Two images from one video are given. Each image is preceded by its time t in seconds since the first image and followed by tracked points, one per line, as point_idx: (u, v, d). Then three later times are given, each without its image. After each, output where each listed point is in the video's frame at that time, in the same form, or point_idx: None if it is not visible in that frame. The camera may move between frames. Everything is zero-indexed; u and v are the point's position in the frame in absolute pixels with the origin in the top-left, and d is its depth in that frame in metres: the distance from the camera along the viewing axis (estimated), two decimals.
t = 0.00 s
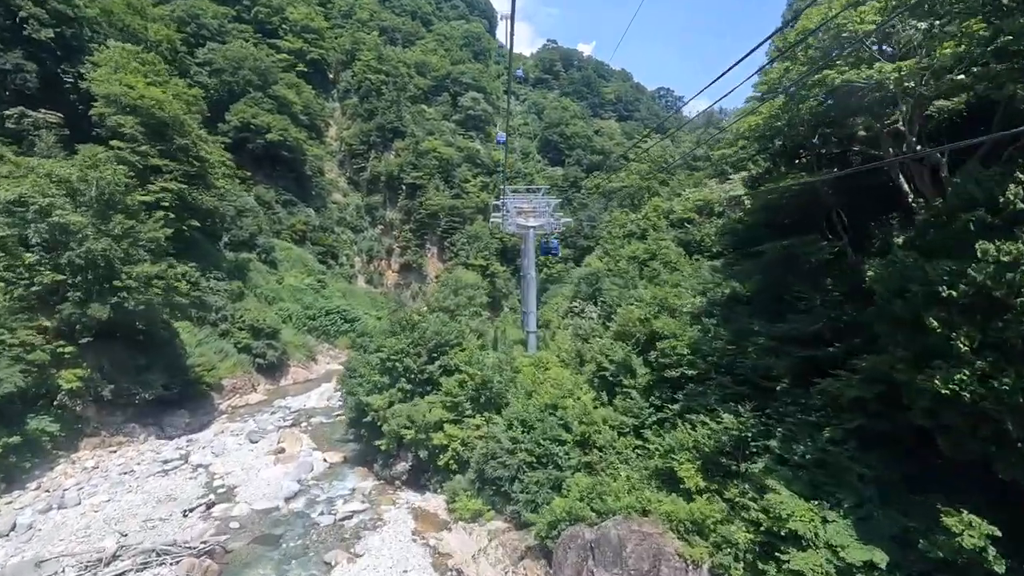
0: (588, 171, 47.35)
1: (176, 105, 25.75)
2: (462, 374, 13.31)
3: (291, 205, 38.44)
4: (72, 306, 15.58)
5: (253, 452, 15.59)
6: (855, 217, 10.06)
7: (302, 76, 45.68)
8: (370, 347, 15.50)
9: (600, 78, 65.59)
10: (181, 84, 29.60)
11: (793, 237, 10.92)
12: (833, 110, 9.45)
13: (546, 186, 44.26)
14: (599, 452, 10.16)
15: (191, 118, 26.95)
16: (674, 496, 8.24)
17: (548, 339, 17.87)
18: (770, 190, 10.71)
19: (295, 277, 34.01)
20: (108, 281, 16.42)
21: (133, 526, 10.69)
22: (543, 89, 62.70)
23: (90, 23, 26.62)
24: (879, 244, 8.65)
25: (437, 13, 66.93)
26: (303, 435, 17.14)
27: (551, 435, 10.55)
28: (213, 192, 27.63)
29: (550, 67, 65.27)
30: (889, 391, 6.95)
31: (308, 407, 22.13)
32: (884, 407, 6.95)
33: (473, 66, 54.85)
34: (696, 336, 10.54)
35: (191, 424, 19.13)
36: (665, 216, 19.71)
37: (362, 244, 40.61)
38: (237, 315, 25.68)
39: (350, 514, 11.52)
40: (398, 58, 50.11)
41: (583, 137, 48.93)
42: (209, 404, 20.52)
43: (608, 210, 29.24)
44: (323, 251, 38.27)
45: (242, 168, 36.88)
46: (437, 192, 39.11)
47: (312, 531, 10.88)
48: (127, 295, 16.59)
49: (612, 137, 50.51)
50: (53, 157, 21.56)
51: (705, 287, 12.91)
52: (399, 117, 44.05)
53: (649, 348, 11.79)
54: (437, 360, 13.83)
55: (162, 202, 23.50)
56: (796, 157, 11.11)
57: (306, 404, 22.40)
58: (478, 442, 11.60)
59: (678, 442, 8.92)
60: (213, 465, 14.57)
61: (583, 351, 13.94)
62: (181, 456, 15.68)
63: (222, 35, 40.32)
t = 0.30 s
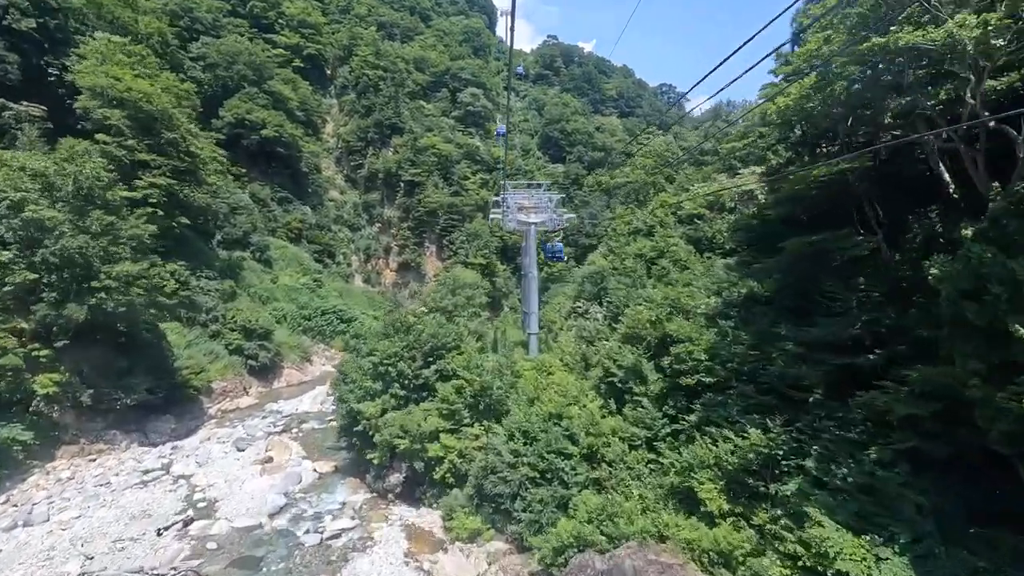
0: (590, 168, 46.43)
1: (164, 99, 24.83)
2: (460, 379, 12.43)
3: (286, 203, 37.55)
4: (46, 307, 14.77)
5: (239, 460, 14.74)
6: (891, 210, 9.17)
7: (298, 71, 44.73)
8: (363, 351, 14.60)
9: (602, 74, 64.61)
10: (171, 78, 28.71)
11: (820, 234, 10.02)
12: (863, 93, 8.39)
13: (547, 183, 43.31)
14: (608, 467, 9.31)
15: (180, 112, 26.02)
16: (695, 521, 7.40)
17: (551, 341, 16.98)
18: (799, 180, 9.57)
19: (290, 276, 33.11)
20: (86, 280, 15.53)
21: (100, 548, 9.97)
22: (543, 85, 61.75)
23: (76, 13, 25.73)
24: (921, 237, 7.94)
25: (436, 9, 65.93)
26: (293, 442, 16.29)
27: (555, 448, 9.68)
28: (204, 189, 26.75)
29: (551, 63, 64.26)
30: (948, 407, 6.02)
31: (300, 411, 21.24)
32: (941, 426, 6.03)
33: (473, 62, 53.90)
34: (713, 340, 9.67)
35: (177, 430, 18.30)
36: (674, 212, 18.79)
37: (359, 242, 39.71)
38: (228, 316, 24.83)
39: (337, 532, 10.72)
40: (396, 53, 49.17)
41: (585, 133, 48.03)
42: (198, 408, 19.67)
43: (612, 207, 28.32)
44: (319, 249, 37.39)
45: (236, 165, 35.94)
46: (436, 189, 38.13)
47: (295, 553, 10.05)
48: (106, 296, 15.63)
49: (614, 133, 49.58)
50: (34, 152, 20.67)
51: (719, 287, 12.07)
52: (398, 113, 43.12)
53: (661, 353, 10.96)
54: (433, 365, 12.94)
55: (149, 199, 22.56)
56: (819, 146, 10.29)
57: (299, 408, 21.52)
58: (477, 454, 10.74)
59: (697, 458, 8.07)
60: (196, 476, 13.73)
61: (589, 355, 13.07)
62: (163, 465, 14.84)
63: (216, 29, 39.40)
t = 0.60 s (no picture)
0: (591, 167, 45.57)
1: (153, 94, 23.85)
2: (457, 387, 11.52)
3: (282, 202, 36.69)
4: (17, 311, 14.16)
5: (222, 473, 13.86)
6: (933, 202, 8.37)
7: (295, 69, 43.87)
8: (354, 358, 13.70)
9: (603, 72, 63.72)
10: (162, 73, 27.75)
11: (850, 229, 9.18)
12: (911, 74, 7.57)
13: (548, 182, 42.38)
14: (620, 488, 8.45)
15: (170, 109, 25.14)
16: (721, 556, 6.52)
17: (554, 345, 16.10)
18: (833, 167, 8.45)
19: (285, 277, 32.19)
20: (61, 281, 14.68)
21: None
22: (544, 83, 60.88)
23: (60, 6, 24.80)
24: (971, 232, 6.81)
25: (435, 7, 65.03)
26: (281, 453, 15.42)
27: (560, 466, 8.80)
28: (194, 187, 25.84)
29: (551, 61, 63.36)
30: None
31: (291, 418, 20.34)
32: None
33: (472, 59, 53.03)
34: (735, 347, 8.80)
35: (161, 439, 17.49)
36: (684, 209, 17.87)
37: (356, 242, 38.79)
38: (219, 318, 23.94)
39: (322, 558, 9.89)
40: (394, 50, 48.30)
41: (586, 131, 47.23)
42: (184, 415, 18.82)
43: (615, 206, 27.41)
44: (315, 250, 36.51)
45: (230, 163, 35.05)
46: (434, 188, 37.18)
47: None
48: (82, 298, 14.74)
49: (615, 132, 48.72)
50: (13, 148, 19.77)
51: (737, 289, 11.22)
52: (396, 111, 42.21)
53: (673, 361, 10.09)
54: (429, 374, 12.03)
55: (135, 197, 21.64)
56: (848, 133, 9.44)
57: (290, 414, 20.62)
58: (475, 471, 9.86)
59: (721, 481, 7.18)
60: (175, 490, 12.86)
61: (595, 362, 12.20)
62: (143, 478, 13.96)
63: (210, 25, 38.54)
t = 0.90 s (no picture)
0: (593, 168, 44.74)
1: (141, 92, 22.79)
2: (452, 400, 10.62)
3: (277, 204, 35.81)
4: None
5: (203, 490, 12.95)
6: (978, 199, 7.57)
7: (291, 68, 43.04)
8: (343, 368, 12.79)
9: (605, 72, 62.91)
10: (151, 70, 26.84)
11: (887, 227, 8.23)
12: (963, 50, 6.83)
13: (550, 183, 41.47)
14: (633, 517, 7.60)
15: (158, 107, 24.24)
16: None
17: (558, 353, 15.21)
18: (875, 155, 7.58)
19: (280, 280, 31.26)
20: (31, 284, 13.79)
21: None
22: (544, 84, 60.04)
23: None
24: None
25: (433, 7, 64.18)
26: (267, 467, 14.50)
27: (565, 491, 7.94)
28: (184, 188, 24.94)
29: (551, 61, 62.54)
30: None
31: (282, 427, 19.44)
32: None
33: (471, 59, 52.17)
34: (760, 359, 7.95)
35: (143, 451, 16.64)
36: (694, 209, 16.96)
37: (353, 245, 37.88)
38: (208, 323, 23.04)
39: None
40: (392, 50, 47.46)
41: (587, 132, 46.46)
42: (168, 424, 17.95)
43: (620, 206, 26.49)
44: (311, 252, 35.62)
45: (224, 164, 34.19)
46: (433, 189, 36.26)
47: None
48: (54, 303, 13.86)
49: (617, 132, 47.90)
50: None
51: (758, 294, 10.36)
52: (394, 111, 41.32)
53: (689, 373, 9.23)
54: (423, 386, 11.14)
55: (119, 198, 20.68)
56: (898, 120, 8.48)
57: (281, 424, 19.70)
58: (472, 494, 8.99)
59: (748, 513, 6.32)
60: (151, 510, 11.99)
61: (603, 372, 11.33)
62: (119, 495, 13.11)
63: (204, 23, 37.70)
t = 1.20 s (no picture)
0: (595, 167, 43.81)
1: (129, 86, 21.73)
2: (447, 412, 9.75)
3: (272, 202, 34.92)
4: None
5: (180, 506, 12.08)
6: None
7: (287, 65, 42.16)
8: (332, 376, 11.90)
9: (606, 70, 61.95)
10: (140, 63, 25.92)
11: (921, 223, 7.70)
12: None
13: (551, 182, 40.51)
14: (650, 549, 6.74)
15: (145, 101, 23.34)
16: None
17: (561, 358, 14.33)
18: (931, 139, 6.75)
19: (274, 280, 30.31)
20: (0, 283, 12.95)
21: None
22: (545, 82, 59.11)
23: None
24: None
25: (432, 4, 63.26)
26: (252, 479, 13.62)
27: (572, 518, 7.06)
28: (174, 185, 24.07)
29: (551, 59, 61.67)
30: None
31: (271, 435, 18.56)
32: None
33: (471, 56, 51.27)
34: (792, 370, 7.08)
35: (124, 461, 15.73)
36: (705, 207, 16.08)
37: (350, 244, 36.92)
38: (197, 325, 22.15)
39: None
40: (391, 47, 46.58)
41: (588, 129, 45.59)
42: (152, 431, 17.11)
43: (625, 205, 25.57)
44: (307, 252, 34.73)
45: (217, 162, 33.32)
46: (431, 187, 35.28)
47: None
48: (24, 304, 13.04)
49: (619, 130, 47.00)
50: None
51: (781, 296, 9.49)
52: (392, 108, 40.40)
53: (708, 383, 8.38)
54: (416, 395, 10.26)
55: (103, 194, 19.77)
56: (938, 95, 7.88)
57: (270, 431, 18.80)
58: (468, 518, 8.12)
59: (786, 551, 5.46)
60: (123, 528, 11.12)
61: (611, 381, 10.47)
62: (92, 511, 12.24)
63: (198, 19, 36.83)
